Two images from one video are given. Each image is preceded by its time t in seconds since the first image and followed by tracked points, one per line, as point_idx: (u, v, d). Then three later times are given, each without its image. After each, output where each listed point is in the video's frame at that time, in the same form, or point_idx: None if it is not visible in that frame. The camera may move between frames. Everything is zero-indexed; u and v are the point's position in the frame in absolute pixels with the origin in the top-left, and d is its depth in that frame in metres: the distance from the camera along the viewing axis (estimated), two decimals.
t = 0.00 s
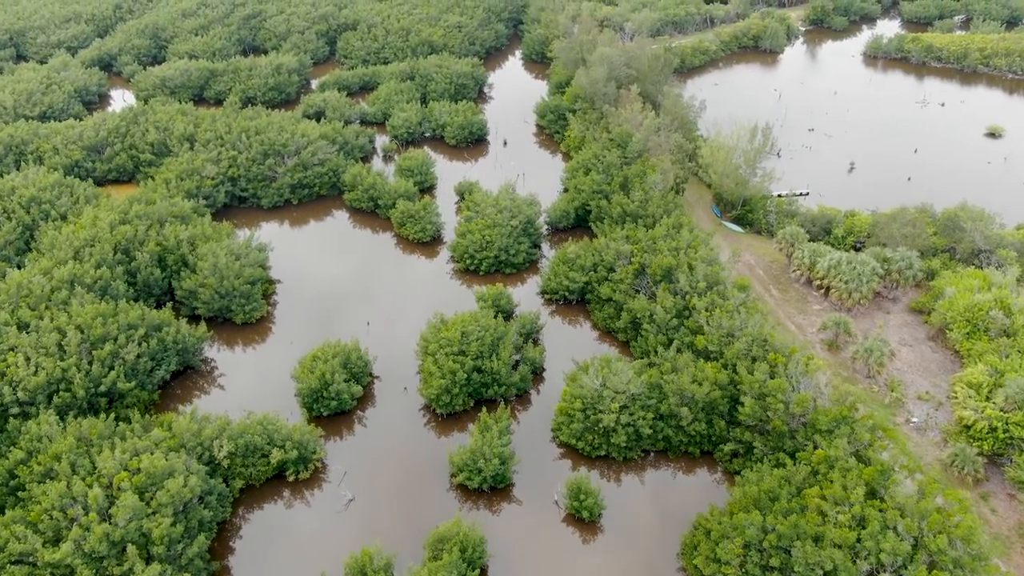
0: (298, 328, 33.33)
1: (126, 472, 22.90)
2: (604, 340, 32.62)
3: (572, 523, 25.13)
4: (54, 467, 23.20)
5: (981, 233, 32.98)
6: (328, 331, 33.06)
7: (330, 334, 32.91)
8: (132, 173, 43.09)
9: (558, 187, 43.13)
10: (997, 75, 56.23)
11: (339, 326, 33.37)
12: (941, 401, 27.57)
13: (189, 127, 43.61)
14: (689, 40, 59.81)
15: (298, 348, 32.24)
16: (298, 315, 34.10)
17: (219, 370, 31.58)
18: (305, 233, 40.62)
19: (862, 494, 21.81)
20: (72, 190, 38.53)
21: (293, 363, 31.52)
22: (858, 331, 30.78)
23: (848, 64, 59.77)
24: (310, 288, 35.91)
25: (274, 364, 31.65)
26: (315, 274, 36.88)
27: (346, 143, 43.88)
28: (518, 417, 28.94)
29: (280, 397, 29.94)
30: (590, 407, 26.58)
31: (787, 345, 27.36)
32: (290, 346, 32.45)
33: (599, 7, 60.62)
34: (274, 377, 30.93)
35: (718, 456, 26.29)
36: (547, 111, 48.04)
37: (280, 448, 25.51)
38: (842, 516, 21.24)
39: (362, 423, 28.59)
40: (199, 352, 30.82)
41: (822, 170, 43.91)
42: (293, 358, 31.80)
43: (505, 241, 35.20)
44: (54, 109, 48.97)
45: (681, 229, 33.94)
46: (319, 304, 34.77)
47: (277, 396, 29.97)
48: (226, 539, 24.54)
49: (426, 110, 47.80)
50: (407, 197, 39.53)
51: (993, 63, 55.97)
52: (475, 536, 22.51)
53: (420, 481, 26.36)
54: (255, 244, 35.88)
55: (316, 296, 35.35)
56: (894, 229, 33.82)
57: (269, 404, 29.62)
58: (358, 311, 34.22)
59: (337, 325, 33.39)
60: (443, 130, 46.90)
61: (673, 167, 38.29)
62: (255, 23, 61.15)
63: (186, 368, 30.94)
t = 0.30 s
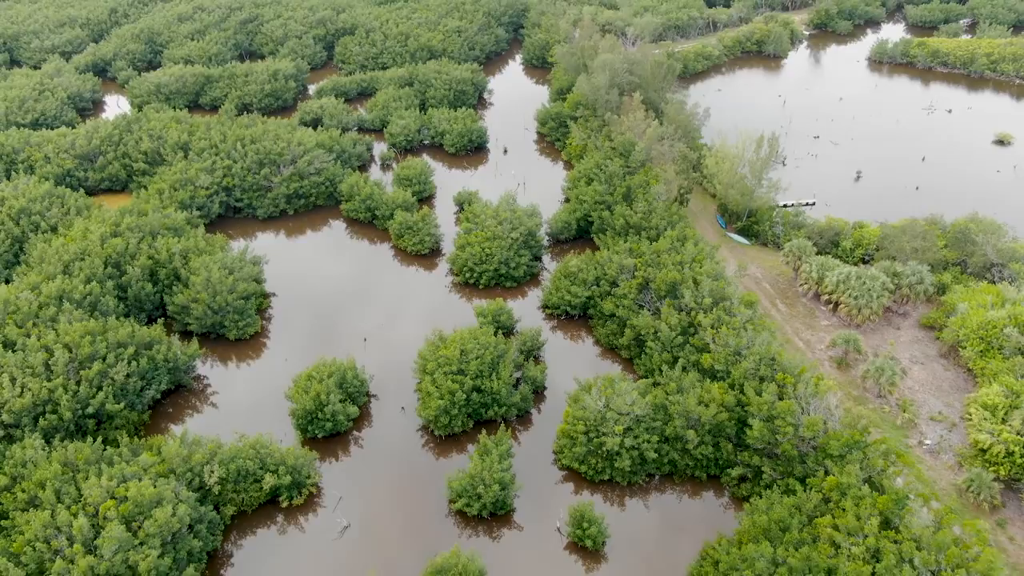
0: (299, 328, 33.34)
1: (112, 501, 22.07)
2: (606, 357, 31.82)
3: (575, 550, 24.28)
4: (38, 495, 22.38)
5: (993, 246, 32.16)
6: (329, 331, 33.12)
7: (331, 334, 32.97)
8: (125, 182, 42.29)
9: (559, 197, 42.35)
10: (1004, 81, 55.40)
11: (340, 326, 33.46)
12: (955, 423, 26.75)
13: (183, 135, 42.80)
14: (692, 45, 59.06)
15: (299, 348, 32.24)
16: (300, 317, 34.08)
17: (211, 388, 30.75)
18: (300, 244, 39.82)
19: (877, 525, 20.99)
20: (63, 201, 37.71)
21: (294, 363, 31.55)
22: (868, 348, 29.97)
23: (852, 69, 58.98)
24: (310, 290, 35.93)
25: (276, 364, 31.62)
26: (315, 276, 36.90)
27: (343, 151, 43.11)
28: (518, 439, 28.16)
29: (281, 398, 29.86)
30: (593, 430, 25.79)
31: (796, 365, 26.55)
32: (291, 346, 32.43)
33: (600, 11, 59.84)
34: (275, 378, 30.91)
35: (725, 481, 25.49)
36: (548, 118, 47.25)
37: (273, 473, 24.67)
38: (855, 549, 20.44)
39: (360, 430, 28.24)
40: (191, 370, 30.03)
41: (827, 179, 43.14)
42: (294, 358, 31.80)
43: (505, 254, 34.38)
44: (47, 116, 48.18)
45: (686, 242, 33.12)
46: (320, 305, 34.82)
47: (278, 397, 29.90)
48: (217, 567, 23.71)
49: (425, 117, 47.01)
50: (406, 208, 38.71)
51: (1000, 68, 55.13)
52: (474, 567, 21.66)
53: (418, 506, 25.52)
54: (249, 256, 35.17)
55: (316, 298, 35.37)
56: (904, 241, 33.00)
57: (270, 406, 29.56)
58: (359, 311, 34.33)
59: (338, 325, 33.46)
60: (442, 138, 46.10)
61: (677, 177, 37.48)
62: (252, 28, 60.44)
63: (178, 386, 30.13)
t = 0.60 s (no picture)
0: (298, 328, 33.41)
1: (97, 532, 21.23)
2: (609, 375, 31.02)
3: None
4: (20, 525, 21.54)
5: (1006, 260, 31.33)
6: (329, 331, 33.23)
7: (331, 334, 33.10)
8: (118, 192, 41.47)
9: (561, 207, 41.56)
10: (1012, 86, 54.56)
11: (340, 326, 33.58)
12: (969, 445, 25.92)
13: (177, 144, 41.96)
14: (695, 50, 58.28)
15: (299, 348, 32.33)
16: (299, 317, 34.15)
17: (204, 407, 29.95)
18: (296, 255, 38.98)
19: (892, 559, 20.16)
20: (53, 212, 36.86)
21: (294, 362, 31.69)
22: (879, 366, 29.13)
23: (857, 74, 58.18)
24: (310, 290, 35.94)
25: (275, 363, 31.72)
26: (314, 277, 36.91)
27: (340, 160, 42.33)
28: (519, 461, 27.40)
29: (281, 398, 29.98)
30: (596, 454, 24.99)
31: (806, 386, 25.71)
32: (290, 346, 32.50)
33: (602, 16, 59.07)
34: (275, 377, 31.01)
35: (733, 507, 24.69)
36: (549, 125, 46.44)
37: (265, 499, 23.87)
38: None
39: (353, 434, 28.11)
40: (183, 388, 29.20)
41: (834, 188, 42.38)
42: (293, 357, 31.88)
43: (506, 268, 33.56)
44: (39, 123, 47.32)
45: (690, 256, 32.29)
46: (319, 306, 34.88)
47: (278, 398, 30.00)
48: None
49: (423, 124, 46.20)
50: (404, 218, 37.88)
51: (1008, 74, 54.29)
52: None
53: (416, 532, 24.73)
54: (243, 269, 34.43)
55: (315, 298, 35.42)
56: (914, 255, 32.18)
57: (270, 406, 29.65)
58: (358, 311, 34.43)
59: (338, 325, 33.57)
60: (441, 146, 45.30)
61: (681, 187, 36.65)
62: (248, 32, 59.67)
63: (168, 406, 29.30)
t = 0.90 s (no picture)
0: (298, 328, 33.44)
1: (80, 565, 20.37)
2: (612, 394, 30.22)
3: None
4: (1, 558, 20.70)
5: (1020, 275, 30.47)
6: (329, 331, 33.31)
7: (331, 334, 33.18)
8: (110, 202, 40.64)
9: (562, 218, 40.78)
10: (1020, 92, 53.74)
11: (340, 326, 33.66)
12: (985, 470, 25.08)
13: (171, 153, 41.11)
14: (698, 55, 57.46)
15: (299, 348, 32.36)
16: (299, 319, 34.17)
17: (195, 427, 29.14)
18: (292, 267, 38.18)
19: None
20: (43, 224, 36.02)
21: (293, 362, 31.71)
22: (890, 385, 28.28)
23: (862, 79, 57.36)
24: (310, 291, 36.07)
25: (274, 362, 31.71)
26: (314, 278, 37.12)
27: (337, 169, 41.51)
28: (520, 484, 26.66)
29: (281, 398, 29.98)
30: (600, 480, 24.19)
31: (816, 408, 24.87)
32: (290, 346, 32.52)
33: (603, 21, 58.28)
34: (274, 377, 30.99)
35: (741, 534, 23.90)
36: (550, 133, 45.62)
37: (257, 528, 23.03)
38: None
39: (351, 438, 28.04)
40: (173, 408, 28.39)
41: (840, 198, 41.61)
42: (292, 357, 31.88)
43: (506, 282, 32.76)
44: (30, 131, 46.49)
45: (696, 270, 31.45)
46: (319, 307, 34.92)
47: (277, 398, 30.00)
48: None
49: (422, 132, 45.38)
50: (402, 230, 37.07)
51: (1016, 79, 53.43)
52: None
53: (412, 560, 23.92)
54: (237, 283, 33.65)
55: (315, 298, 35.53)
56: (925, 269, 31.36)
57: (270, 407, 29.62)
58: (358, 312, 34.52)
59: (338, 326, 33.68)
60: (440, 154, 44.48)
61: (686, 198, 35.80)
62: (245, 36, 58.90)
63: (159, 427, 28.48)
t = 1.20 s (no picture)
0: (297, 331, 33.38)
1: None
2: (616, 414, 29.39)
3: None
4: None
5: None
6: (329, 333, 33.33)
7: (331, 336, 33.15)
8: (101, 212, 39.78)
9: (564, 229, 39.97)
10: None
11: (339, 327, 33.71)
12: (1002, 496, 24.25)
13: (164, 162, 40.24)
14: (701, 60, 56.64)
15: (299, 350, 32.27)
16: (299, 321, 34.07)
17: (187, 449, 28.31)
18: (287, 279, 37.34)
19: None
20: (32, 236, 35.14)
21: (293, 364, 31.64)
22: (903, 406, 27.43)
23: (868, 85, 56.53)
24: (309, 292, 36.14)
25: (274, 364, 31.62)
26: (313, 278, 37.24)
27: (334, 179, 40.68)
28: (521, 509, 25.88)
29: (281, 400, 29.89)
30: (604, 507, 23.36)
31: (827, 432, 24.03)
32: (289, 349, 32.39)
33: (604, 26, 57.50)
34: (274, 379, 30.89)
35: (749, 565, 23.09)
36: (551, 141, 44.80)
37: (248, 560, 22.13)
38: None
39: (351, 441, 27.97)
40: (164, 430, 27.54)
41: (847, 208, 40.79)
42: (292, 359, 31.80)
43: (506, 297, 31.93)
44: (22, 139, 45.64)
45: (701, 285, 30.60)
46: (318, 309, 34.86)
47: (277, 400, 29.92)
48: None
49: (421, 140, 44.54)
50: (399, 242, 36.24)
51: None
52: None
53: None
54: (231, 298, 32.86)
55: (314, 299, 35.55)
56: (937, 284, 30.53)
57: (270, 409, 29.53)
58: (357, 313, 34.56)
59: (337, 326, 33.73)
60: (439, 163, 43.65)
61: (690, 210, 34.95)
62: (241, 41, 58.13)
63: (148, 449, 27.63)
